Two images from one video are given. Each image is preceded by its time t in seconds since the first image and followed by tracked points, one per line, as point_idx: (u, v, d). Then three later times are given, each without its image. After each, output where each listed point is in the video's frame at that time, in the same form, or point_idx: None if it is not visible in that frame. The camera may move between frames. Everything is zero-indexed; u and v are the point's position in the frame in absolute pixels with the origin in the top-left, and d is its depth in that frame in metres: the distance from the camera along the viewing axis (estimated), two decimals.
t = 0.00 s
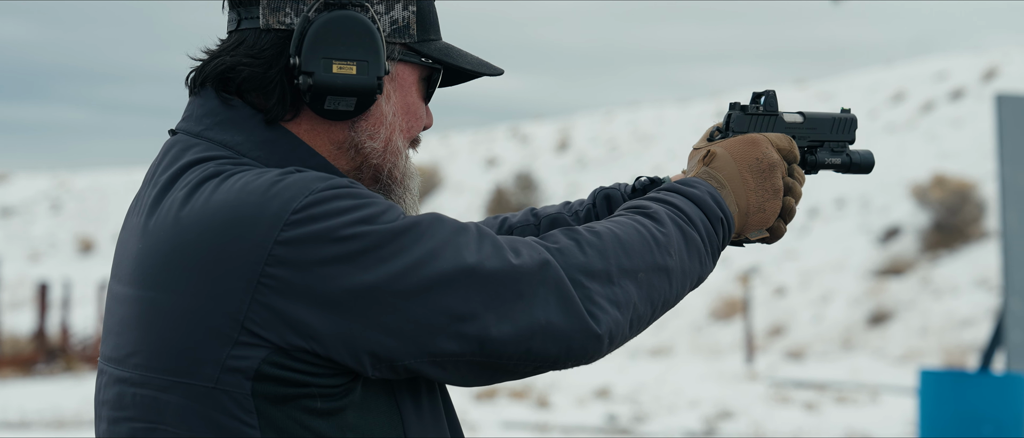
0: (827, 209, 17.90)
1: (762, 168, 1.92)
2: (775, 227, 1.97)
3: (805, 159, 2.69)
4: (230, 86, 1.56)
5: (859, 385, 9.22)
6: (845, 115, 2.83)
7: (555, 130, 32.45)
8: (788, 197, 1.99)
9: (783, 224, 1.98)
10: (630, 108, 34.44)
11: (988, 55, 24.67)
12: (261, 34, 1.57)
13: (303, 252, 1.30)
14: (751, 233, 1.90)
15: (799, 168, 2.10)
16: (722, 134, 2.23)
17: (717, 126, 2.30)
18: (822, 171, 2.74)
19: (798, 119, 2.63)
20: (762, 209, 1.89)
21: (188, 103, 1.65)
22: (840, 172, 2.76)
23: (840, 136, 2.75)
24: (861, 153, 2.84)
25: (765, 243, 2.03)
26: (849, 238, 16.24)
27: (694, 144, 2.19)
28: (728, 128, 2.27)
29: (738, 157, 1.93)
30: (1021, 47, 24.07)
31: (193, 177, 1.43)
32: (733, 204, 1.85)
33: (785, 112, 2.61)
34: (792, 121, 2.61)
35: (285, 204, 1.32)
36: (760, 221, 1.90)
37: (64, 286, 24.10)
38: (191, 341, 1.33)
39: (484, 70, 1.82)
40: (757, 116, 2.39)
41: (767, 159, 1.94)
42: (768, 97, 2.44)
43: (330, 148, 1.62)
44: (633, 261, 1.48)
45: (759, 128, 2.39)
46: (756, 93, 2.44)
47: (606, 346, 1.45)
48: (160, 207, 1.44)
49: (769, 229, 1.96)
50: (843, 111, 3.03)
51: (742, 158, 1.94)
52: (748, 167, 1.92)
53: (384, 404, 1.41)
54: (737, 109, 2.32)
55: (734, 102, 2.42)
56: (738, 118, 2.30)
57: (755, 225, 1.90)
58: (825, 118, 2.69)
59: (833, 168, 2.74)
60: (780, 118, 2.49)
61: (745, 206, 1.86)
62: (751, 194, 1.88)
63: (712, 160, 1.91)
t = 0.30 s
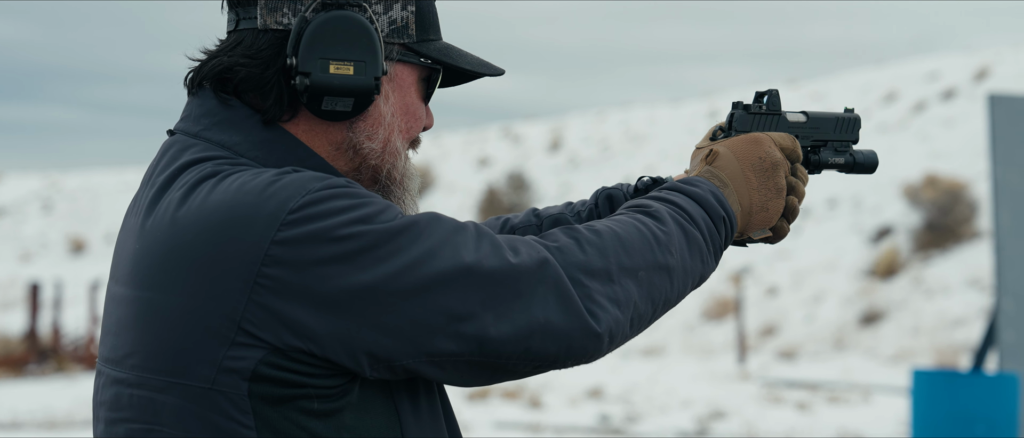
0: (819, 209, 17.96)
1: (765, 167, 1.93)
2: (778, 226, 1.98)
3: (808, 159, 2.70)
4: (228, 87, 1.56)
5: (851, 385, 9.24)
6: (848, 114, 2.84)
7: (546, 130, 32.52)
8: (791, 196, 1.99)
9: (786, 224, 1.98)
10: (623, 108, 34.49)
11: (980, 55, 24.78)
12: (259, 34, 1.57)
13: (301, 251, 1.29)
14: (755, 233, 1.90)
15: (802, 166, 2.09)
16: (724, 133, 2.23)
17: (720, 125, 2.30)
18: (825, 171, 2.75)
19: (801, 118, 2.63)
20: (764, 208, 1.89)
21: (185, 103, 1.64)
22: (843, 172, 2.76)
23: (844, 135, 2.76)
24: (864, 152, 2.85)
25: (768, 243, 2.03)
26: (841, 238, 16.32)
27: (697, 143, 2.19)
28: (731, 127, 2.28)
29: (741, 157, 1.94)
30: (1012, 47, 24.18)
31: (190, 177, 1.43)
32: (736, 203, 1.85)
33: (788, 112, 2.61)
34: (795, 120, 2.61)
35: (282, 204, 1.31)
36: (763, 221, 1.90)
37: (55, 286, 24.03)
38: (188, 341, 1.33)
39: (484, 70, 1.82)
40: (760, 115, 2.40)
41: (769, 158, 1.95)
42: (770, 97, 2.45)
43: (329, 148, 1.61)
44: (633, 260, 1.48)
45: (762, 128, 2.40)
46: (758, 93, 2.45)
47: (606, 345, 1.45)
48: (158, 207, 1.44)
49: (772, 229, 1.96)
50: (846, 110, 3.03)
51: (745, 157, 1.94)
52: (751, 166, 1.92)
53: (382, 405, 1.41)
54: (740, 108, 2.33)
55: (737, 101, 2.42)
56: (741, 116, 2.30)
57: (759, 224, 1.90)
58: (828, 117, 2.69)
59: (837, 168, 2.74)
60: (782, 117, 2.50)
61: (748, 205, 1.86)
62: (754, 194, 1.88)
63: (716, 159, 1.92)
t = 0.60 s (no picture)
0: (811, 209, 18.00)
1: (765, 167, 1.93)
2: (778, 226, 1.98)
3: (806, 159, 2.70)
4: (226, 87, 1.55)
5: (843, 385, 9.26)
6: (846, 115, 2.84)
7: (538, 131, 32.56)
8: (790, 196, 1.98)
9: (785, 224, 1.98)
10: (615, 108, 34.56)
11: (971, 55, 24.87)
12: (257, 34, 1.57)
13: (300, 253, 1.29)
14: (754, 233, 1.90)
15: (800, 167, 2.09)
16: (723, 133, 2.23)
17: (719, 126, 2.30)
18: (823, 171, 2.75)
19: (800, 118, 2.64)
20: (764, 208, 1.89)
21: (183, 103, 1.64)
22: (842, 172, 2.77)
23: (842, 135, 2.76)
24: (863, 152, 2.85)
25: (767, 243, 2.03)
26: (832, 238, 16.39)
27: (696, 143, 2.19)
28: (730, 127, 2.28)
29: (740, 156, 1.94)
30: (1003, 47, 24.29)
31: (188, 179, 1.43)
32: (735, 203, 1.85)
33: (787, 112, 2.62)
34: (794, 120, 2.61)
35: (279, 204, 1.31)
36: (762, 221, 1.90)
37: (46, 286, 23.96)
38: (186, 342, 1.32)
39: (482, 70, 1.81)
40: (759, 115, 2.40)
41: (769, 158, 1.95)
42: (769, 97, 2.45)
43: (326, 149, 1.61)
44: (632, 260, 1.48)
45: (760, 127, 2.40)
46: (757, 93, 2.45)
47: (604, 346, 1.44)
48: (155, 209, 1.44)
49: (771, 229, 1.96)
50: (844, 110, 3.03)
51: (744, 157, 1.94)
52: (750, 166, 1.92)
53: (380, 406, 1.40)
54: (739, 108, 2.33)
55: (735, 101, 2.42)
56: (740, 117, 2.30)
57: (758, 224, 1.90)
58: (826, 118, 2.69)
59: (835, 168, 2.75)
60: (781, 118, 2.50)
61: (747, 205, 1.87)
62: (753, 193, 1.88)
63: (715, 159, 1.92)
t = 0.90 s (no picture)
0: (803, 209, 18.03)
1: (764, 168, 1.92)
2: (777, 228, 1.96)
3: (805, 160, 2.69)
4: (225, 87, 1.54)
5: (835, 385, 9.26)
6: (845, 116, 2.83)
7: (529, 131, 32.57)
8: (789, 198, 1.97)
9: (784, 226, 1.96)
10: (606, 108, 34.59)
11: (962, 55, 24.94)
12: (256, 33, 1.56)
13: (300, 254, 1.28)
14: (753, 234, 1.89)
15: (799, 168, 2.09)
16: (722, 135, 2.22)
17: (719, 126, 2.29)
18: (822, 173, 2.74)
19: (799, 120, 2.63)
20: (763, 209, 1.88)
21: (183, 103, 1.63)
22: (840, 173, 2.76)
23: (841, 137, 2.76)
24: (861, 154, 2.85)
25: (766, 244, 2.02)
26: (823, 238, 16.46)
27: (696, 144, 2.18)
28: (729, 128, 2.27)
29: (739, 158, 1.93)
30: (994, 47, 24.37)
31: (186, 179, 1.42)
32: (734, 203, 1.85)
33: (786, 113, 2.61)
34: (792, 121, 2.61)
35: (279, 205, 1.30)
36: (761, 222, 1.89)
37: (37, 286, 23.86)
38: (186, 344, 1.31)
39: (481, 71, 1.81)
40: (759, 116, 2.39)
41: (768, 159, 1.94)
42: (768, 98, 2.45)
43: (325, 150, 1.60)
44: (632, 261, 1.47)
45: (759, 129, 2.39)
46: (756, 94, 2.44)
47: (605, 347, 1.43)
48: (154, 209, 1.43)
49: (770, 230, 1.95)
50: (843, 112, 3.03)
51: (744, 158, 1.93)
52: (749, 167, 1.91)
53: (380, 408, 1.39)
54: (738, 109, 2.32)
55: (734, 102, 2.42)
56: (739, 118, 2.30)
57: (756, 225, 1.89)
58: (825, 119, 2.68)
59: (834, 170, 2.74)
60: (780, 119, 2.49)
61: (746, 206, 1.86)
62: (753, 195, 1.88)
63: (714, 160, 1.92)
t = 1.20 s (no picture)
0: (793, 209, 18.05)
1: (765, 171, 1.91)
2: (776, 230, 1.95)
3: (805, 163, 2.67)
4: (225, 88, 1.53)
5: (826, 385, 9.25)
6: (846, 118, 2.82)
7: (521, 130, 32.54)
8: (789, 200, 1.96)
9: (784, 228, 1.95)
10: (598, 108, 34.59)
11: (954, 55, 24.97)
12: (256, 34, 1.55)
13: (301, 255, 1.27)
14: (752, 237, 1.88)
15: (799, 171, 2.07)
16: (723, 136, 2.21)
17: (720, 128, 2.29)
18: (822, 175, 2.72)
19: (799, 121, 2.62)
20: (763, 211, 1.87)
21: (182, 103, 1.62)
22: (840, 176, 2.74)
23: (841, 139, 2.74)
24: (861, 157, 2.83)
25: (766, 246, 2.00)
26: (814, 239, 16.46)
27: (696, 146, 2.17)
28: (730, 130, 2.26)
29: (739, 159, 1.92)
30: (985, 47, 24.40)
31: (186, 181, 1.41)
32: (734, 206, 1.84)
33: (787, 115, 2.60)
34: (793, 123, 2.59)
35: (281, 207, 1.29)
36: (761, 224, 1.88)
37: (29, 286, 23.80)
38: (187, 346, 1.30)
39: (482, 72, 1.80)
40: (759, 117, 2.39)
41: (769, 161, 1.93)
42: (768, 100, 2.44)
43: (325, 150, 1.59)
44: (633, 263, 1.46)
45: (759, 130, 2.38)
46: (757, 96, 2.43)
47: (606, 350, 1.43)
48: (153, 210, 1.42)
49: (770, 232, 1.93)
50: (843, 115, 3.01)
51: (744, 160, 1.92)
52: (750, 169, 1.90)
53: (380, 410, 1.38)
54: (739, 111, 2.31)
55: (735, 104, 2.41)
56: (739, 120, 2.29)
57: (757, 228, 1.88)
58: (825, 121, 2.67)
59: (834, 173, 2.72)
60: (780, 121, 2.47)
61: (747, 208, 1.85)
62: (753, 197, 1.87)
63: (714, 162, 1.91)
